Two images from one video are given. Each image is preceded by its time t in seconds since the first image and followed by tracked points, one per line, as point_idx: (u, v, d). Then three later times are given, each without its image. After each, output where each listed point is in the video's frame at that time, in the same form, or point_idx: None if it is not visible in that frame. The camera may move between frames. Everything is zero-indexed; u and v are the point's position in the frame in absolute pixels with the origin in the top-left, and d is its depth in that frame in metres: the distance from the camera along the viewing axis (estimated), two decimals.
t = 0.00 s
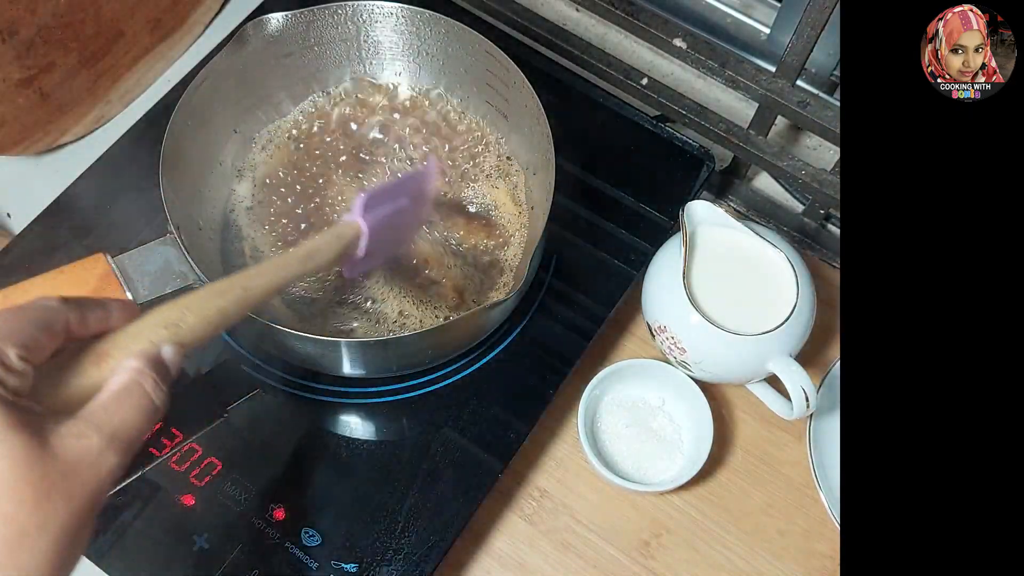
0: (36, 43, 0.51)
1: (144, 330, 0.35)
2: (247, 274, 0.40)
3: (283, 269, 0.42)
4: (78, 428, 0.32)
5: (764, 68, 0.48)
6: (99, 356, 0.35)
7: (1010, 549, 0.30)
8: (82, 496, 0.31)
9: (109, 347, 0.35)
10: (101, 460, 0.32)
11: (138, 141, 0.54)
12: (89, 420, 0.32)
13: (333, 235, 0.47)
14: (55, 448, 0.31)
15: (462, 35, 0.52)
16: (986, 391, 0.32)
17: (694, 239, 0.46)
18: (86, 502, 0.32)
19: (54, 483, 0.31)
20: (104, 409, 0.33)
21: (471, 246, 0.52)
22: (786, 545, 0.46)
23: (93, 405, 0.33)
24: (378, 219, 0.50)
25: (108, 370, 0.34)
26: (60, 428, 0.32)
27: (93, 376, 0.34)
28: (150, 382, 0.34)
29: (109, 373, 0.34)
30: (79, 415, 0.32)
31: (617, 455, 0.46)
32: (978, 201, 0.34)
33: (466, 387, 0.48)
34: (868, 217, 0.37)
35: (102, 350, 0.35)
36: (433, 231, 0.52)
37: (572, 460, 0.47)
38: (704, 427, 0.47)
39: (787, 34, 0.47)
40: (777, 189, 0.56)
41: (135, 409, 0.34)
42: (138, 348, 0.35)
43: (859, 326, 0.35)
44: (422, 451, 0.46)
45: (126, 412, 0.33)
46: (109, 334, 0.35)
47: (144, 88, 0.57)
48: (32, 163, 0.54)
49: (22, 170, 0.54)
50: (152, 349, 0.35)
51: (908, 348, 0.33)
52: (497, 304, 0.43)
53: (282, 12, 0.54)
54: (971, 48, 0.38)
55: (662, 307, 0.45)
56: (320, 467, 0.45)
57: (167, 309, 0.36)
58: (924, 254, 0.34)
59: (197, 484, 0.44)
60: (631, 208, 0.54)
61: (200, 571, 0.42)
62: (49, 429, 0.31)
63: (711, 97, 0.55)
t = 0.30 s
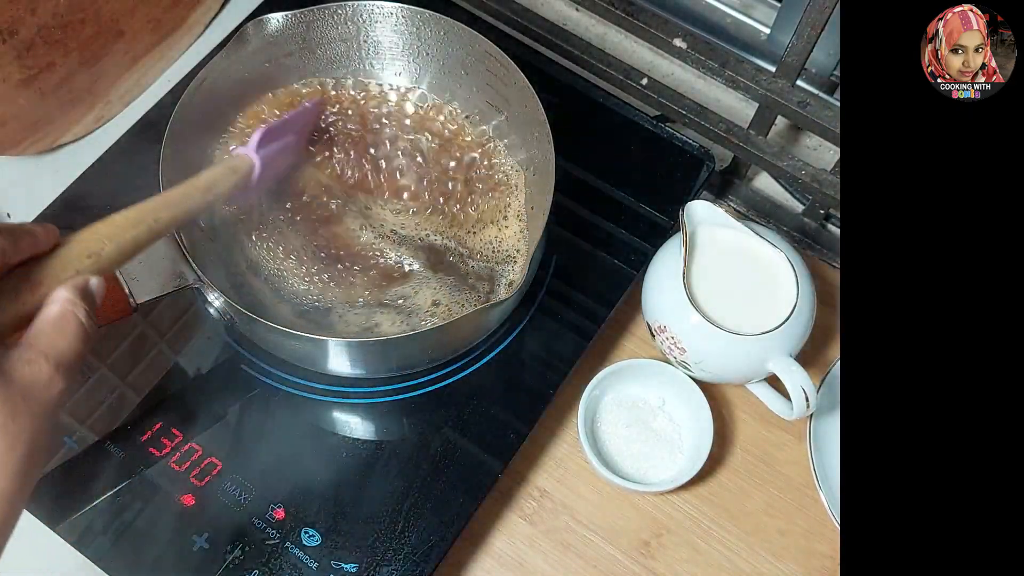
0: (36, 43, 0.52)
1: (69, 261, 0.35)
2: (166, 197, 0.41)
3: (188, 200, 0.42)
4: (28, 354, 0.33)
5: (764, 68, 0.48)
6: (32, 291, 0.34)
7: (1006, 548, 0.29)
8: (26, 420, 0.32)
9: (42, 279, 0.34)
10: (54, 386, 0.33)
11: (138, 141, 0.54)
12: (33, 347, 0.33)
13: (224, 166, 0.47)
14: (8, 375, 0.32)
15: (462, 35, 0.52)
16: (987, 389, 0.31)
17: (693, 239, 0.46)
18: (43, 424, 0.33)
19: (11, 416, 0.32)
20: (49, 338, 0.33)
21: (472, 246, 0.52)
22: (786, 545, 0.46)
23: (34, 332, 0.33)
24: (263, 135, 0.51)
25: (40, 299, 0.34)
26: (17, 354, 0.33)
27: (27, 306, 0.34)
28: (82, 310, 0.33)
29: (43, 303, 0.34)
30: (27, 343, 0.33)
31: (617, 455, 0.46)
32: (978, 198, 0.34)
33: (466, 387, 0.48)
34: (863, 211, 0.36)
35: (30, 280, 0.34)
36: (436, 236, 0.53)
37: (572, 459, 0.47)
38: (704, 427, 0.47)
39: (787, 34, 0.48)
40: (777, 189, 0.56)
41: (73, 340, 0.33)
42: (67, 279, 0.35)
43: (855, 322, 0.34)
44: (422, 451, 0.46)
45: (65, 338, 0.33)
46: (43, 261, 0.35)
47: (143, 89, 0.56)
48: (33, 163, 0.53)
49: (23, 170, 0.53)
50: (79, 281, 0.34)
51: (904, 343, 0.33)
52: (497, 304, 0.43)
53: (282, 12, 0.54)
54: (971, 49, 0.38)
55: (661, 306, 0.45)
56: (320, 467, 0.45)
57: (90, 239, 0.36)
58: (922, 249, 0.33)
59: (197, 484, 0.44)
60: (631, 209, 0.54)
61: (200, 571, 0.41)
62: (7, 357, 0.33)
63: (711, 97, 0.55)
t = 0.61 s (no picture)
0: (37, 44, 0.53)
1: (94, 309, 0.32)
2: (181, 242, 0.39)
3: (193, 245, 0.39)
4: (62, 405, 0.29)
5: (764, 68, 0.48)
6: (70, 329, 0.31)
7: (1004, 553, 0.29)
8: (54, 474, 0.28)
9: (74, 315, 0.32)
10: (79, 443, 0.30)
11: (137, 141, 0.54)
12: (69, 396, 0.30)
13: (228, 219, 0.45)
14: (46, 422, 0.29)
15: (462, 35, 0.52)
16: (981, 395, 0.31)
17: (693, 239, 0.46)
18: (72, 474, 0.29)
19: (45, 463, 0.28)
20: (92, 390, 0.30)
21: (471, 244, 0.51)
22: (786, 545, 0.46)
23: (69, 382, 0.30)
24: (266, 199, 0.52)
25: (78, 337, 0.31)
26: (56, 400, 0.29)
27: (61, 344, 0.31)
28: (115, 360, 0.32)
29: (74, 343, 0.31)
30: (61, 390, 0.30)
31: (617, 455, 0.46)
32: (978, 193, 0.34)
33: (465, 387, 0.48)
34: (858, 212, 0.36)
35: (66, 316, 0.32)
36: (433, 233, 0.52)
37: (572, 460, 0.47)
38: (704, 427, 0.47)
39: (787, 34, 0.48)
40: (777, 189, 0.56)
41: (105, 392, 0.31)
42: (100, 323, 0.32)
43: (852, 320, 0.34)
44: (422, 451, 0.46)
45: (100, 386, 0.31)
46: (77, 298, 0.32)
47: (143, 89, 0.56)
48: (32, 163, 0.53)
49: (23, 171, 0.53)
50: (112, 329, 0.32)
51: (903, 341, 0.32)
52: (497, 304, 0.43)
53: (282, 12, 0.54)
54: (971, 48, 0.39)
55: (662, 307, 0.45)
56: (320, 467, 0.45)
57: (110, 285, 0.33)
58: (917, 254, 0.33)
59: (196, 484, 0.44)
60: (631, 209, 0.54)
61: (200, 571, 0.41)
62: (45, 401, 0.29)
63: (711, 97, 0.55)
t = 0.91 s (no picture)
0: (36, 43, 0.52)
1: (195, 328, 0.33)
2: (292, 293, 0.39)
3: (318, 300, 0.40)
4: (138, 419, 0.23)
5: (764, 68, 0.48)
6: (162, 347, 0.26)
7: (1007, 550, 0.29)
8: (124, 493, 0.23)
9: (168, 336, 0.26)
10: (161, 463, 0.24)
11: (137, 141, 0.54)
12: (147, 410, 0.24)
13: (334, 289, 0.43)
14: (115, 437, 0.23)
15: (462, 34, 0.52)
16: (985, 393, 0.31)
17: (694, 239, 0.46)
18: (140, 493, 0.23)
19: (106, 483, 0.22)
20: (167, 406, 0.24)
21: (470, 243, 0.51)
22: (786, 545, 0.46)
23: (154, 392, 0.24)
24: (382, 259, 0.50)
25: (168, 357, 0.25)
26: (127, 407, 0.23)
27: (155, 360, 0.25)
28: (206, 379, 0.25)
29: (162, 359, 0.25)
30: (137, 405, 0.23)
31: (617, 455, 0.46)
32: (977, 194, 0.34)
33: (465, 387, 0.48)
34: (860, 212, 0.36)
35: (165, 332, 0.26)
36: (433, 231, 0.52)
37: (572, 460, 0.47)
38: (704, 427, 0.47)
39: (787, 34, 0.48)
40: (777, 189, 0.56)
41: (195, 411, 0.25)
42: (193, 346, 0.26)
43: (856, 320, 0.34)
44: (422, 451, 0.46)
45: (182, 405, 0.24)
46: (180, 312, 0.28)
47: (143, 89, 0.56)
48: (31, 163, 0.54)
49: (22, 171, 0.54)
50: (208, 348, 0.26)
51: (904, 340, 0.32)
52: (497, 304, 0.43)
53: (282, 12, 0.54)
54: (971, 49, 0.38)
55: (662, 307, 0.45)
56: (320, 467, 0.45)
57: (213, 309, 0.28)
58: (919, 253, 0.33)
59: (197, 484, 0.44)
60: (631, 209, 0.54)
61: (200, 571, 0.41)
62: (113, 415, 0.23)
63: (711, 97, 0.55)
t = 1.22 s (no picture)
0: (36, 43, 0.52)
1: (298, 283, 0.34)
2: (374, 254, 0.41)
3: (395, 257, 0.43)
4: (229, 367, 0.27)
5: (764, 68, 0.48)
6: (254, 303, 0.31)
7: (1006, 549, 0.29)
8: (227, 436, 0.26)
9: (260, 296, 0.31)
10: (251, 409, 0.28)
11: (137, 141, 0.54)
12: (239, 361, 0.28)
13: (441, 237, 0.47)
14: (214, 390, 0.26)
15: (461, 34, 0.52)
16: (983, 393, 0.31)
17: (694, 239, 0.46)
18: (236, 439, 0.27)
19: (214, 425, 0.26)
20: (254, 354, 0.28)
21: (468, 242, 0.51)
22: (786, 545, 0.46)
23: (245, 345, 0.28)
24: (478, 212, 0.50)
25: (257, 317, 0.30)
26: (222, 363, 0.27)
27: (245, 323, 0.30)
28: (292, 335, 0.30)
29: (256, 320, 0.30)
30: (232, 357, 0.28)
31: (617, 455, 0.46)
32: (976, 194, 0.33)
33: (465, 387, 0.48)
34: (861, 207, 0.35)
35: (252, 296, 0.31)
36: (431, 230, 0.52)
37: (572, 460, 0.47)
38: (704, 427, 0.47)
39: (787, 34, 0.47)
40: (777, 189, 0.56)
41: (279, 364, 0.29)
42: (283, 302, 0.33)
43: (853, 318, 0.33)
44: (422, 451, 0.46)
45: (274, 358, 0.29)
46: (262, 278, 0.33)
47: (143, 89, 0.56)
48: (31, 163, 0.54)
49: (23, 170, 0.54)
50: (296, 308, 0.31)
51: (910, 339, 0.31)
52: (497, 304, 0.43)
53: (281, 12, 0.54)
54: (971, 49, 0.39)
55: (662, 306, 0.45)
56: (320, 466, 0.45)
57: (304, 271, 0.35)
58: (921, 249, 0.32)
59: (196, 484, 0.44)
60: (631, 208, 0.54)
61: (200, 571, 0.41)
62: (213, 363, 0.27)
63: (711, 97, 0.55)
